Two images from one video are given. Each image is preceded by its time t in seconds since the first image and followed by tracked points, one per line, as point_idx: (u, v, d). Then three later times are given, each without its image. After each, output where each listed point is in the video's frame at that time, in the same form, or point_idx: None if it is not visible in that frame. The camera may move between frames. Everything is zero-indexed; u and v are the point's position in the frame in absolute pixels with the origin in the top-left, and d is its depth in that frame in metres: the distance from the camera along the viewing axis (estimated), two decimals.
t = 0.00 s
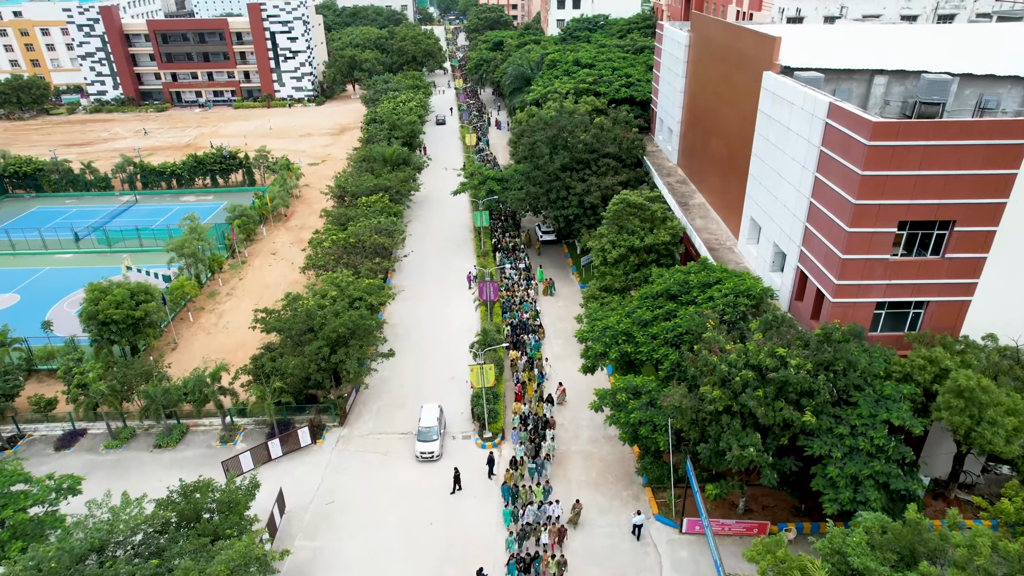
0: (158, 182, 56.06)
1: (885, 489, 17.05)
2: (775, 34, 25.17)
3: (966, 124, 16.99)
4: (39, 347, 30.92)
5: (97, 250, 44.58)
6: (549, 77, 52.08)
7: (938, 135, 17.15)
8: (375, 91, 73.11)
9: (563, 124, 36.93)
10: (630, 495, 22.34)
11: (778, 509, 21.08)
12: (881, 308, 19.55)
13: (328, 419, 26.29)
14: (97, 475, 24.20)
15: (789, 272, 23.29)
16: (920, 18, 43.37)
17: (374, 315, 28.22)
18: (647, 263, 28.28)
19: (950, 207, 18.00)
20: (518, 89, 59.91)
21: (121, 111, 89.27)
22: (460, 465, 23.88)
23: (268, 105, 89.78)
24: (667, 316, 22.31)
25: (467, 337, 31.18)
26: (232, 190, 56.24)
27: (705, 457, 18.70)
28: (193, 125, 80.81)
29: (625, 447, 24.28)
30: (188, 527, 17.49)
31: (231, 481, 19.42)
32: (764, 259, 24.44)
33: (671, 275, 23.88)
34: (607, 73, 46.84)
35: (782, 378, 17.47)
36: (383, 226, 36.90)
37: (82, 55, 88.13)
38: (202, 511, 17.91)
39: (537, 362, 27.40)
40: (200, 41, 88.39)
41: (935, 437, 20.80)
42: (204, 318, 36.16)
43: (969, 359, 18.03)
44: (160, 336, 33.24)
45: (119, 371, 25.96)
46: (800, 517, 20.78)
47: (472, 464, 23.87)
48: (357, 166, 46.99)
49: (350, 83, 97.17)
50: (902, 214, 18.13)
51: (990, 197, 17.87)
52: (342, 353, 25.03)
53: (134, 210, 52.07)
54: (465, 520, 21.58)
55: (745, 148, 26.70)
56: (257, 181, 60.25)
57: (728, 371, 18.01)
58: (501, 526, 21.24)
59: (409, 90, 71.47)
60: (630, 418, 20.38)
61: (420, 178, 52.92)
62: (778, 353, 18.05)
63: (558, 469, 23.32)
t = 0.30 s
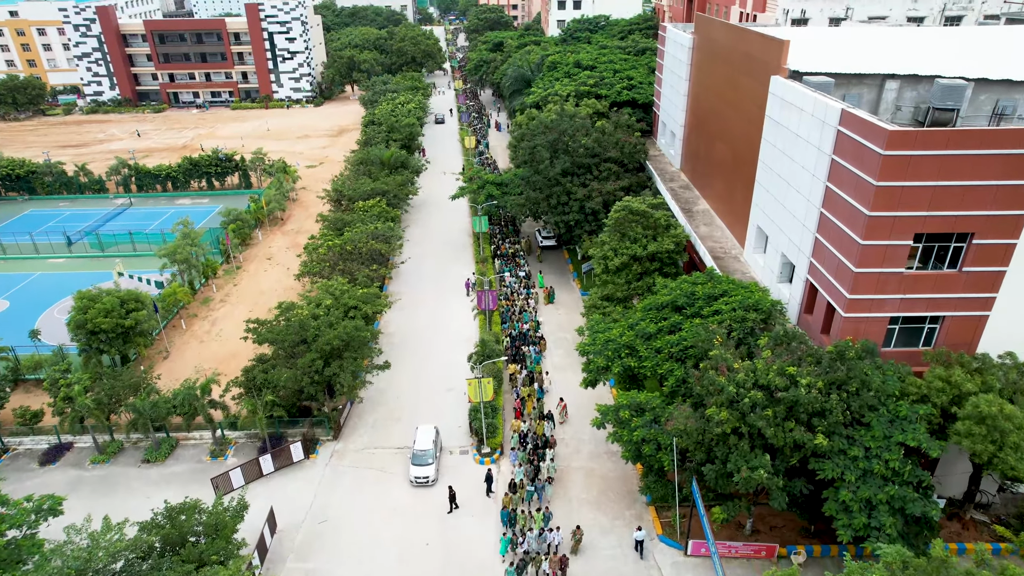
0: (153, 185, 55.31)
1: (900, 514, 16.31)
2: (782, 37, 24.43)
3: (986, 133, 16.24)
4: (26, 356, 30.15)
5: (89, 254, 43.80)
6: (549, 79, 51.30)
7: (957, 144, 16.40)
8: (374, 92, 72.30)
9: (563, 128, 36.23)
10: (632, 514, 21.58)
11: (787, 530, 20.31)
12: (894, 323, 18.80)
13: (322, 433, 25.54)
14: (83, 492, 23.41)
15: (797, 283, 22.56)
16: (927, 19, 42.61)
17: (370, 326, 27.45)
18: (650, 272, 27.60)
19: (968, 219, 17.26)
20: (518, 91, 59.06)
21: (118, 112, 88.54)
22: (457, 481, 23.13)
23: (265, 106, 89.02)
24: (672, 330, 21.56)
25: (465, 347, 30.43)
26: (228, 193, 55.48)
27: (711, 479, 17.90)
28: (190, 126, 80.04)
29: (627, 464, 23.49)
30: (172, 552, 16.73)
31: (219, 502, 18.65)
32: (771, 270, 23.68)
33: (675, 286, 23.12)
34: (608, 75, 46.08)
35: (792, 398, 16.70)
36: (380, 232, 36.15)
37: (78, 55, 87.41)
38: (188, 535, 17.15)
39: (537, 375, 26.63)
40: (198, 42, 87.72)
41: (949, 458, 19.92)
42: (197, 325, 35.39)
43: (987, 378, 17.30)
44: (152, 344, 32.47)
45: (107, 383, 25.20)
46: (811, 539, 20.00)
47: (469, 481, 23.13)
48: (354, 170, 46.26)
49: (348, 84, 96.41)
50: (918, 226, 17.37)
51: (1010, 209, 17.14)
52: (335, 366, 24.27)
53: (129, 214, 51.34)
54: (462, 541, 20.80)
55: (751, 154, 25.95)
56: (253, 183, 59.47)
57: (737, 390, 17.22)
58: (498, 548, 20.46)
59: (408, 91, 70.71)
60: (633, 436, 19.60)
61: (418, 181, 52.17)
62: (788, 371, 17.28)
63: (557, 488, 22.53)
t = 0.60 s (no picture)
0: (147, 188, 54.53)
1: (919, 541, 15.47)
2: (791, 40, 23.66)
3: (1009, 142, 15.47)
4: (13, 366, 29.36)
5: (81, 259, 43.01)
6: (550, 80, 50.48)
7: (978, 154, 15.63)
8: (373, 93, 71.52)
9: (565, 132, 35.47)
10: (636, 535, 20.81)
11: (798, 552, 19.57)
12: (910, 339, 18.02)
13: (316, 448, 24.77)
14: (67, 510, 22.62)
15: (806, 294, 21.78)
16: (934, 21, 41.81)
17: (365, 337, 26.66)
18: (654, 281, 26.87)
19: (989, 232, 16.50)
20: (519, 93, 58.19)
21: (114, 112, 87.77)
22: (455, 499, 22.34)
23: (263, 107, 88.27)
24: (678, 344, 20.80)
25: (464, 357, 29.69)
26: (224, 196, 54.70)
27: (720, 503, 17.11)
28: (187, 127, 79.23)
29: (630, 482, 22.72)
30: None
31: (206, 525, 17.85)
32: (779, 280, 22.90)
33: (681, 298, 22.34)
34: (610, 77, 45.30)
35: (805, 419, 15.90)
36: (377, 237, 35.39)
37: (74, 55, 86.58)
38: (173, 562, 16.35)
39: (538, 389, 25.82)
40: (195, 42, 86.97)
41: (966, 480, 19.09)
42: (190, 333, 34.62)
43: (1008, 398, 16.53)
44: (143, 353, 31.69)
45: (94, 396, 24.41)
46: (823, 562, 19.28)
47: (468, 499, 22.36)
48: (352, 173, 45.51)
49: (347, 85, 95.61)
50: (936, 239, 16.59)
51: None
52: (329, 379, 23.49)
53: (122, 217, 50.57)
54: (459, 564, 20.01)
55: (758, 160, 25.20)
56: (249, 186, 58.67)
57: (747, 411, 16.43)
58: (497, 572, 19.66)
59: (407, 92, 69.98)
60: (637, 456, 18.80)
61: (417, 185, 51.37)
62: (801, 392, 16.49)
63: (558, 507, 21.75)
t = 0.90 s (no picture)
0: (142, 191, 53.76)
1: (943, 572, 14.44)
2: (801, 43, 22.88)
3: None
4: None
5: (73, 264, 42.24)
6: (550, 82, 49.61)
7: (1003, 164, 14.84)
8: (371, 95, 70.61)
9: (566, 136, 34.69)
10: (641, 557, 20.01)
11: None
12: (929, 357, 17.23)
13: (311, 464, 24.00)
14: (52, 530, 21.84)
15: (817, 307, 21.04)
16: (942, 22, 40.88)
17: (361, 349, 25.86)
18: (659, 290, 26.15)
19: (1013, 245, 15.73)
20: (519, 95, 57.24)
21: (111, 114, 87.05)
22: (452, 520, 21.53)
23: (261, 108, 87.50)
24: (684, 360, 20.03)
25: (463, 368, 28.96)
26: (220, 199, 53.92)
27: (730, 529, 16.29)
28: (183, 129, 78.48)
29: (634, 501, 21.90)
30: None
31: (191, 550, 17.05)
32: (789, 292, 22.15)
33: (688, 311, 21.54)
34: (612, 79, 44.50)
35: (820, 443, 15.07)
36: (374, 244, 34.62)
37: (70, 56, 85.80)
38: None
39: (539, 407, 24.95)
40: (192, 43, 86.21)
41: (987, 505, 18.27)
42: (183, 342, 33.85)
43: None
44: (134, 363, 30.92)
45: (80, 411, 23.63)
46: None
47: (466, 519, 21.55)
48: (349, 177, 44.82)
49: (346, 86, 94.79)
50: (957, 253, 15.81)
51: None
52: (324, 394, 22.70)
53: (116, 222, 49.80)
54: None
55: (766, 167, 24.46)
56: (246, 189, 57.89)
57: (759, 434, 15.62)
58: None
59: (406, 94, 69.21)
60: (643, 478, 17.98)
61: (415, 189, 50.55)
62: (815, 414, 15.67)
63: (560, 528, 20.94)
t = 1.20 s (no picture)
0: (137, 196, 52.97)
1: None
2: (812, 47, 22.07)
3: None
4: None
5: (65, 271, 41.45)
6: (552, 85, 48.73)
7: None
8: (370, 97, 69.66)
9: (568, 141, 33.88)
10: None
11: None
12: (950, 377, 16.42)
13: (305, 482, 23.20)
14: (35, 553, 21.04)
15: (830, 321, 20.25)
16: (951, 23, 39.97)
17: (357, 364, 25.06)
18: (665, 301, 25.42)
19: None
20: (520, 97, 56.36)
21: (107, 116, 86.29)
22: (449, 542, 20.69)
23: (259, 110, 86.71)
24: (692, 378, 19.26)
25: (463, 380, 28.21)
26: (216, 203, 53.13)
27: (742, 560, 15.44)
28: (180, 131, 77.65)
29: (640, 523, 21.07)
30: None
31: None
32: (800, 305, 21.36)
33: (696, 326, 20.76)
34: (614, 81, 43.69)
35: (839, 472, 14.21)
36: (372, 252, 33.84)
37: (66, 57, 84.94)
38: None
39: (541, 426, 24.04)
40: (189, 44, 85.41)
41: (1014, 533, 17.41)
42: (176, 351, 33.05)
43: None
44: (124, 375, 30.13)
45: (65, 428, 22.83)
46: None
47: (464, 541, 20.72)
48: (347, 182, 44.09)
49: (344, 87, 94.00)
50: (982, 270, 15.00)
51: None
52: (317, 412, 21.89)
53: (110, 227, 49.02)
54: None
55: (775, 174, 23.70)
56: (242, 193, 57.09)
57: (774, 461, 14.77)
58: None
59: (405, 96, 68.43)
60: (650, 503, 17.14)
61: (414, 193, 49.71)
62: (833, 440, 14.83)
63: (562, 552, 20.08)
